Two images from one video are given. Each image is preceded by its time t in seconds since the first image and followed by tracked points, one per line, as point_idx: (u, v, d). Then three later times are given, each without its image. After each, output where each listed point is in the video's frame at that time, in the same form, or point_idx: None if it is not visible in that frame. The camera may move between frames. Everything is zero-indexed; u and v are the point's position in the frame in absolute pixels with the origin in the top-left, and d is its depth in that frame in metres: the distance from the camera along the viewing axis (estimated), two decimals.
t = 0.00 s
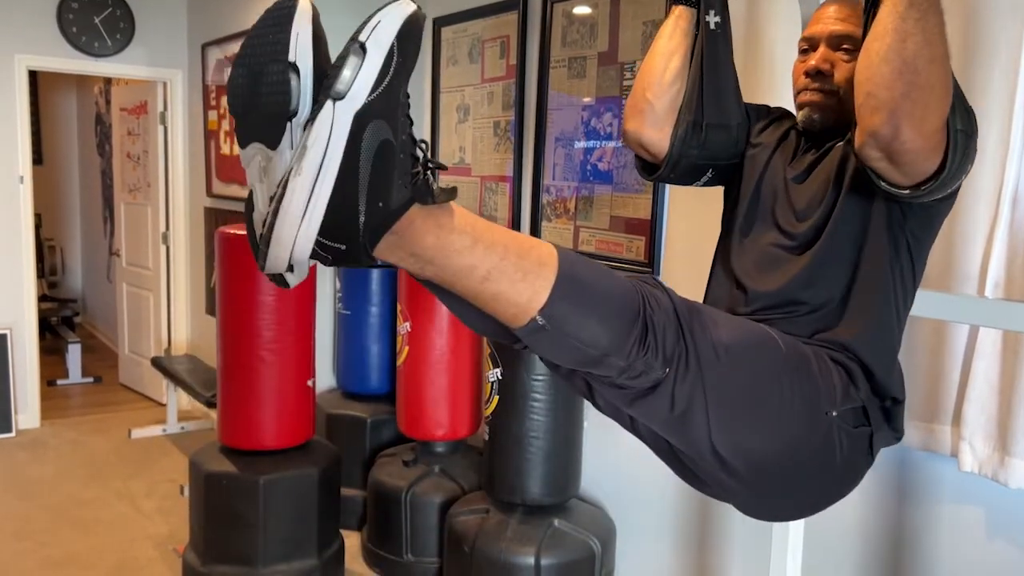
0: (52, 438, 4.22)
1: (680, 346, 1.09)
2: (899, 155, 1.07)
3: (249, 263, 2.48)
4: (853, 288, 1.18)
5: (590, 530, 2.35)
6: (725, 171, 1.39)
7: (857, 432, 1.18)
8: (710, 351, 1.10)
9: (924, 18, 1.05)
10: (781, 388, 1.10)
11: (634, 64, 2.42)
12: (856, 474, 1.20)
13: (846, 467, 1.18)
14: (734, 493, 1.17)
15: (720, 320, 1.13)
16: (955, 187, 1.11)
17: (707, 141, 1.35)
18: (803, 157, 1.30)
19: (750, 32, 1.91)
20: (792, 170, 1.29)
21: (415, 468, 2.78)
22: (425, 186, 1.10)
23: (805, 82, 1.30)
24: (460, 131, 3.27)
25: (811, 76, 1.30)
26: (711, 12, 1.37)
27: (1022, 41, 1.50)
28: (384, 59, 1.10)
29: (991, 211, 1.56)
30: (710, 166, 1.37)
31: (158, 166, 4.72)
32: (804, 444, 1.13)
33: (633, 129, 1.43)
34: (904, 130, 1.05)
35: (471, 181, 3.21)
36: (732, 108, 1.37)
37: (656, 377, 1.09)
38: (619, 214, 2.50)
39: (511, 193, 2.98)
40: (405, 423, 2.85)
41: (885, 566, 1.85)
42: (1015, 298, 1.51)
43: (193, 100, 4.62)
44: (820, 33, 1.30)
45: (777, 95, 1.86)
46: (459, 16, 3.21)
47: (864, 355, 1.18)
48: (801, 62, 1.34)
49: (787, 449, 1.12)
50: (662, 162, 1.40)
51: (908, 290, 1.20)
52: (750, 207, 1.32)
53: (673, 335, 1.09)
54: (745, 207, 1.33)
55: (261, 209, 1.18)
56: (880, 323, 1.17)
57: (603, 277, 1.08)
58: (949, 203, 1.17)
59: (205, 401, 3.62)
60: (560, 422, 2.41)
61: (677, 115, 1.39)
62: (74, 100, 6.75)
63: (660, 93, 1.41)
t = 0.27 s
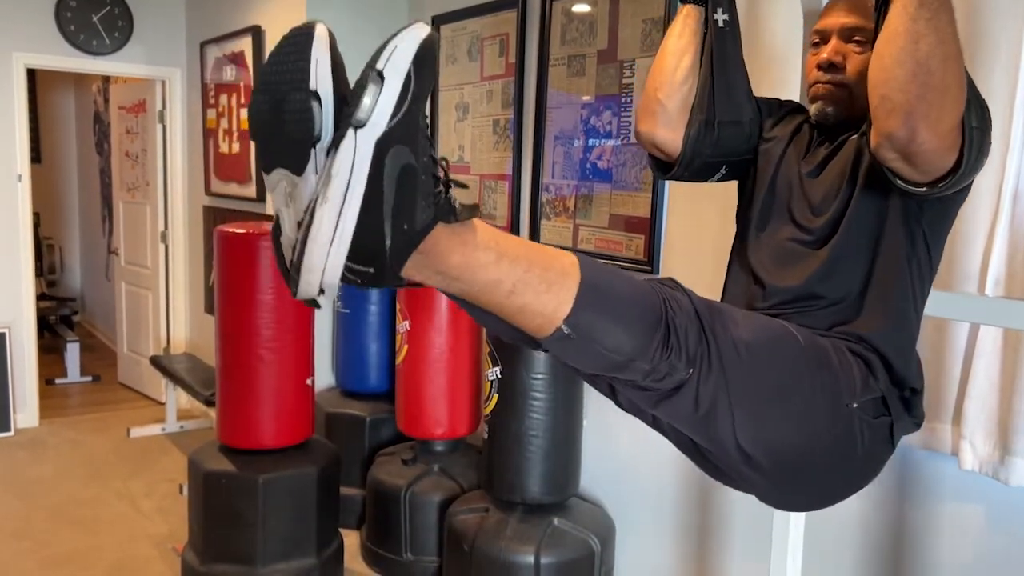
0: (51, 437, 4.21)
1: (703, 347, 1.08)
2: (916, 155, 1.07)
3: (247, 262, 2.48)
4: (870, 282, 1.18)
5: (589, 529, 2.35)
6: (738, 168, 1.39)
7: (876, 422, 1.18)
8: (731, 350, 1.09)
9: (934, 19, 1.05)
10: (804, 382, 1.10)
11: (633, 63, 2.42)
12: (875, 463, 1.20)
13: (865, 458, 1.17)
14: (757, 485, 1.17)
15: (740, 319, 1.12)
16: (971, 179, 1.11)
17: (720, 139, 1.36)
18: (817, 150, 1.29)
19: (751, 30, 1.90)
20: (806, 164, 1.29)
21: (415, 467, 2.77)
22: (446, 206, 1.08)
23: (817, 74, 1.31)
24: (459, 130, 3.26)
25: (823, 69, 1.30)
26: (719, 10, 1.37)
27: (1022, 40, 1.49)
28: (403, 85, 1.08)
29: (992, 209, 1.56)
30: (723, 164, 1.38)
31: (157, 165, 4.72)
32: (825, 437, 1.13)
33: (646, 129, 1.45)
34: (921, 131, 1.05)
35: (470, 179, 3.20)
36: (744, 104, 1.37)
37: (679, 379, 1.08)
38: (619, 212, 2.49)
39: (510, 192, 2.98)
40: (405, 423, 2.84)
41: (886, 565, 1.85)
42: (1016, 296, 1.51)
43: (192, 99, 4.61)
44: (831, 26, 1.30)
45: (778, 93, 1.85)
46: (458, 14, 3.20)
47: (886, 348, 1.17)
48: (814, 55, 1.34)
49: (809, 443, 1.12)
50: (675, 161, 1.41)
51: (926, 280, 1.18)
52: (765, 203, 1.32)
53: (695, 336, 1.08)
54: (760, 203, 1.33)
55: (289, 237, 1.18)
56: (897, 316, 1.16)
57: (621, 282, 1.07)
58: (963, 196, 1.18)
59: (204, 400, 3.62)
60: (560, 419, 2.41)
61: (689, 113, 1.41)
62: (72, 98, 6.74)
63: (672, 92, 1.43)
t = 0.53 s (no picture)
0: (50, 436, 4.21)
1: (714, 390, 1.11)
2: (904, 158, 1.08)
3: (245, 263, 2.47)
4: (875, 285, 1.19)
5: (589, 527, 2.35)
6: (745, 166, 1.42)
7: (892, 430, 1.17)
8: (742, 386, 1.11)
9: (929, 21, 1.05)
10: (818, 401, 1.11)
11: (632, 61, 2.42)
12: (893, 468, 1.19)
13: (882, 464, 1.17)
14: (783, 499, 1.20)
15: (749, 354, 1.13)
16: (965, 182, 1.11)
17: (727, 135, 1.38)
18: (820, 155, 1.30)
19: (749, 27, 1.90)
20: (811, 170, 1.30)
21: (415, 465, 2.77)
22: (449, 300, 1.10)
23: (818, 82, 1.29)
24: (457, 128, 3.26)
25: (824, 77, 1.28)
26: (726, 8, 1.41)
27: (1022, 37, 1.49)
28: (392, 198, 1.18)
29: (991, 206, 1.56)
30: (731, 161, 1.40)
31: (155, 163, 4.71)
32: (843, 454, 1.13)
33: (654, 129, 1.46)
34: (909, 134, 1.06)
35: (469, 177, 3.20)
36: (751, 102, 1.40)
37: (694, 425, 1.11)
38: (618, 210, 2.50)
39: (509, 191, 2.98)
40: (404, 423, 2.84)
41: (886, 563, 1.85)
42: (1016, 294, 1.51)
43: (190, 97, 4.61)
44: (829, 31, 1.27)
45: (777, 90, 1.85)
46: (457, 12, 3.20)
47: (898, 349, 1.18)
48: (813, 60, 1.31)
49: (828, 462, 1.12)
50: (683, 160, 1.44)
51: (932, 281, 1.21)
52: (771, 208, 1.33)
53: (704, 381, 1.11)
54: (766, 207, 1.34)
55: (299, 342, 1.28)
56: (905, 316, 1.17)
57: (624, 341, 1.10)
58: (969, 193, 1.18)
59: (203, 399, 3.61)
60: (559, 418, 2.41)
61: (695, 113, 1.42)
62: (70, 95, 6.73)
63: (678, 92, 1.43)
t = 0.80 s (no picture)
0: (47, 434, 4.21)
1: (695, 516, 1.00)
2: (869, 154, 1.00)
3: (241, 259, 2.47)
4: (857, 292, 1.16)
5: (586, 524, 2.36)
6: (722, 168, 1.33)
7: (888, 460, 1.12)
8: (726, 492, 1.00)
9: (895, 13, 0.98)
10: (809, 468, 1.04)
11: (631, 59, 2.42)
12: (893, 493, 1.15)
13: (883, 496, 1.13)
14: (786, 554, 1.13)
15: (722, 447, 1.03)
16: (936, 186, 1.04)
17: (708, 132, 1.29)
18: (798, 163, 1.25)
19: (745, 25, 1.89)
20: (789, 177, 1.25)
21: (413, 463, 2.78)
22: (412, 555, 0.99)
23: (791, 99, 1.20)
24: (456, 127, 3.26)
25: (795, 93, 1.19)
26: (711, 4, 1.33)
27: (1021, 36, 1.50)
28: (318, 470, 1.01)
29: (989, 204, 1.56)
30: (709, 161, 1.31)
31: (153, 162, 4.70)
32: (843, 508, 1.07)
33: (629, 127, 1.31)
34: (874, 131, 0.99)
35: (467, 176, 3.20)
36: (732, 102, 1.32)
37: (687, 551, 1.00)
38: (616, 209, 2.50)
39: (507, 190, 2.98)
40: (402, 419, 2.85)
41: (883, 561, 1.85)
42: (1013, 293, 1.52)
43: (188, 95, 4.61)
44: (796, 43, 1.18)
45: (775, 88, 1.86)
46: (456, 10, 3.20)
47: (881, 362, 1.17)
48: (786, 73, 1.23)
49: (828, 521, 1.06)
50: (659, 159, 1.31)
51: (917, 286, 1.15)
52: (751, 212, 1.29)
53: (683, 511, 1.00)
54: (745, 212, 1.30)
55: None
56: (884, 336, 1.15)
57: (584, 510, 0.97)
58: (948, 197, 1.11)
59: (201, 397, 3.61)
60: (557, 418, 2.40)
61: (676, 110, 1.28)
62: (68, 94, 6.73)
63: (655, 87, 1.28)
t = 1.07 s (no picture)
0: (46, 433, 4.20)
1: None
2: (860, 146, 1.00)
3: (240, 257, 2.47)
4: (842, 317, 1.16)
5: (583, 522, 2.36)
6: (708, 166, 1.32)
7: (866, 487, 1.16)
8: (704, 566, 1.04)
9: (888, 6, 0.98)
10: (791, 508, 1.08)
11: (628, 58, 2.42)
12: (873, 511, 1.19)
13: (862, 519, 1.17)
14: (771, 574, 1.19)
15: (702, 525, 1.06)
16: (925, 185, 1.04)
17: (693, 129, 1.27)
18: (782, 168, 1.25)
19: (743, 25, 1.89)
20: (774, 180, 1.25)
21: (411, 462, 2.78)
22: None
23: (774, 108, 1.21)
24: (454, 126, 3.26)
25: (779, 102, 1.20)
26: (705, 3, 1.30)
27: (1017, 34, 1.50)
28: None
29: (985, 203, 1.57)
30: (694, 159, 1.29)
31: (152, 161, 4.70)
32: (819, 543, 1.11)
33: (614, 119, 1.29)
34: (865, 122, 0.98)
35: (465, 175, 3.20)
36: (720, 102, 1.31)
37: None
38: (614, 208, 2.50)
39: (505, 188, 2.98)
40: (401, 417, 2.85)
41: (881, 560, 1.86)
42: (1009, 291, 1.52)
43: (187, 94, 4.61)
44: (778, 52, 1.19)
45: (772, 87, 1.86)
46: (454, 9, 3.20)
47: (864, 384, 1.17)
48: (769, 83, 1.23)
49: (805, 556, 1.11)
50: (643, 154, 1.29)
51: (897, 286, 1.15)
52: (739, 215, 1.28)
53: None
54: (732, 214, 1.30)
55: None
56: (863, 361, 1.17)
57: None
58: (938, 200, 1.11)
59: (199, 396, 3.61)
60: (554, 417, 2.40)
61: (662, 106, 1.27)
62: (67, 94, 6.73)
63: (642, 82, 1.27)
